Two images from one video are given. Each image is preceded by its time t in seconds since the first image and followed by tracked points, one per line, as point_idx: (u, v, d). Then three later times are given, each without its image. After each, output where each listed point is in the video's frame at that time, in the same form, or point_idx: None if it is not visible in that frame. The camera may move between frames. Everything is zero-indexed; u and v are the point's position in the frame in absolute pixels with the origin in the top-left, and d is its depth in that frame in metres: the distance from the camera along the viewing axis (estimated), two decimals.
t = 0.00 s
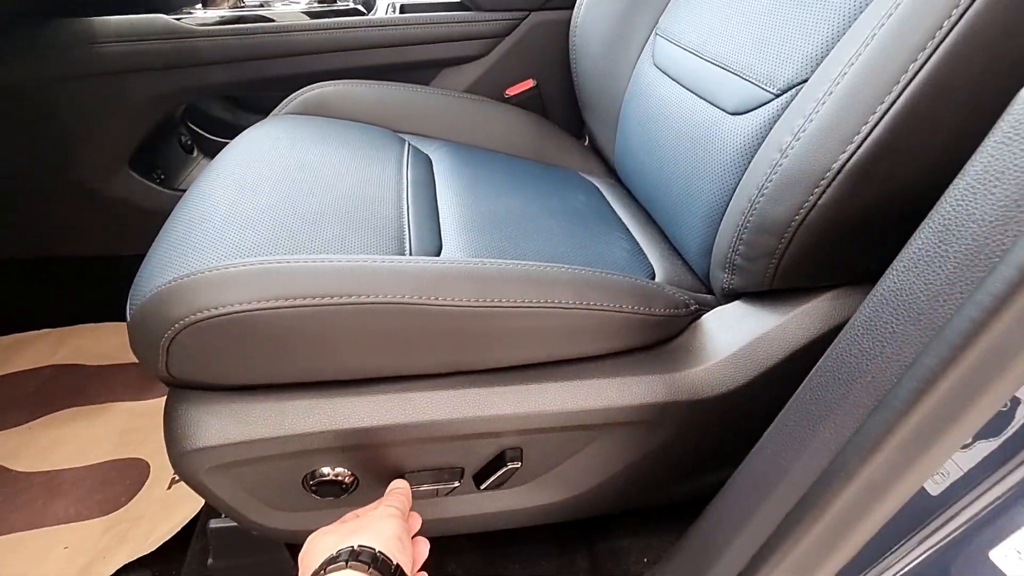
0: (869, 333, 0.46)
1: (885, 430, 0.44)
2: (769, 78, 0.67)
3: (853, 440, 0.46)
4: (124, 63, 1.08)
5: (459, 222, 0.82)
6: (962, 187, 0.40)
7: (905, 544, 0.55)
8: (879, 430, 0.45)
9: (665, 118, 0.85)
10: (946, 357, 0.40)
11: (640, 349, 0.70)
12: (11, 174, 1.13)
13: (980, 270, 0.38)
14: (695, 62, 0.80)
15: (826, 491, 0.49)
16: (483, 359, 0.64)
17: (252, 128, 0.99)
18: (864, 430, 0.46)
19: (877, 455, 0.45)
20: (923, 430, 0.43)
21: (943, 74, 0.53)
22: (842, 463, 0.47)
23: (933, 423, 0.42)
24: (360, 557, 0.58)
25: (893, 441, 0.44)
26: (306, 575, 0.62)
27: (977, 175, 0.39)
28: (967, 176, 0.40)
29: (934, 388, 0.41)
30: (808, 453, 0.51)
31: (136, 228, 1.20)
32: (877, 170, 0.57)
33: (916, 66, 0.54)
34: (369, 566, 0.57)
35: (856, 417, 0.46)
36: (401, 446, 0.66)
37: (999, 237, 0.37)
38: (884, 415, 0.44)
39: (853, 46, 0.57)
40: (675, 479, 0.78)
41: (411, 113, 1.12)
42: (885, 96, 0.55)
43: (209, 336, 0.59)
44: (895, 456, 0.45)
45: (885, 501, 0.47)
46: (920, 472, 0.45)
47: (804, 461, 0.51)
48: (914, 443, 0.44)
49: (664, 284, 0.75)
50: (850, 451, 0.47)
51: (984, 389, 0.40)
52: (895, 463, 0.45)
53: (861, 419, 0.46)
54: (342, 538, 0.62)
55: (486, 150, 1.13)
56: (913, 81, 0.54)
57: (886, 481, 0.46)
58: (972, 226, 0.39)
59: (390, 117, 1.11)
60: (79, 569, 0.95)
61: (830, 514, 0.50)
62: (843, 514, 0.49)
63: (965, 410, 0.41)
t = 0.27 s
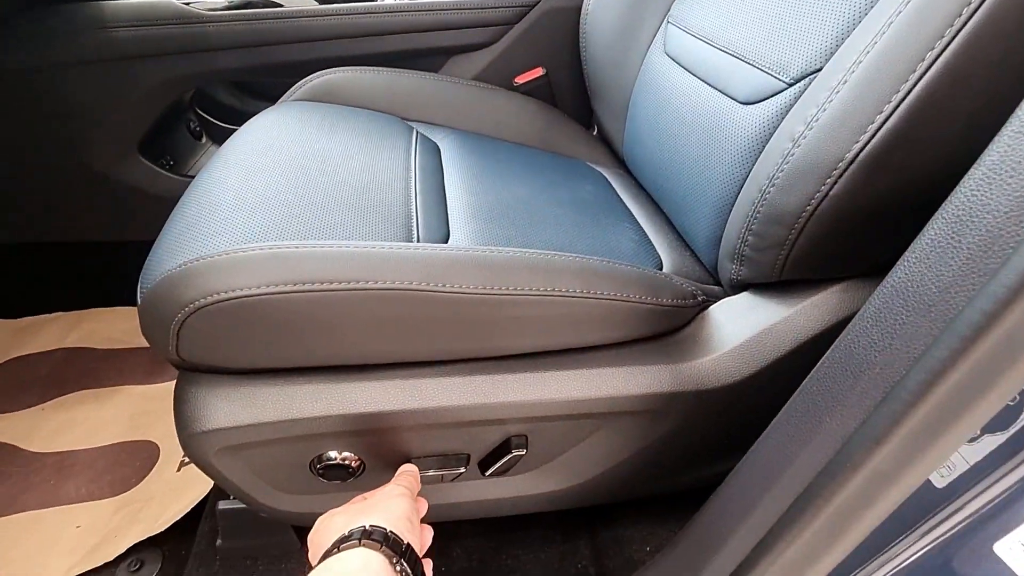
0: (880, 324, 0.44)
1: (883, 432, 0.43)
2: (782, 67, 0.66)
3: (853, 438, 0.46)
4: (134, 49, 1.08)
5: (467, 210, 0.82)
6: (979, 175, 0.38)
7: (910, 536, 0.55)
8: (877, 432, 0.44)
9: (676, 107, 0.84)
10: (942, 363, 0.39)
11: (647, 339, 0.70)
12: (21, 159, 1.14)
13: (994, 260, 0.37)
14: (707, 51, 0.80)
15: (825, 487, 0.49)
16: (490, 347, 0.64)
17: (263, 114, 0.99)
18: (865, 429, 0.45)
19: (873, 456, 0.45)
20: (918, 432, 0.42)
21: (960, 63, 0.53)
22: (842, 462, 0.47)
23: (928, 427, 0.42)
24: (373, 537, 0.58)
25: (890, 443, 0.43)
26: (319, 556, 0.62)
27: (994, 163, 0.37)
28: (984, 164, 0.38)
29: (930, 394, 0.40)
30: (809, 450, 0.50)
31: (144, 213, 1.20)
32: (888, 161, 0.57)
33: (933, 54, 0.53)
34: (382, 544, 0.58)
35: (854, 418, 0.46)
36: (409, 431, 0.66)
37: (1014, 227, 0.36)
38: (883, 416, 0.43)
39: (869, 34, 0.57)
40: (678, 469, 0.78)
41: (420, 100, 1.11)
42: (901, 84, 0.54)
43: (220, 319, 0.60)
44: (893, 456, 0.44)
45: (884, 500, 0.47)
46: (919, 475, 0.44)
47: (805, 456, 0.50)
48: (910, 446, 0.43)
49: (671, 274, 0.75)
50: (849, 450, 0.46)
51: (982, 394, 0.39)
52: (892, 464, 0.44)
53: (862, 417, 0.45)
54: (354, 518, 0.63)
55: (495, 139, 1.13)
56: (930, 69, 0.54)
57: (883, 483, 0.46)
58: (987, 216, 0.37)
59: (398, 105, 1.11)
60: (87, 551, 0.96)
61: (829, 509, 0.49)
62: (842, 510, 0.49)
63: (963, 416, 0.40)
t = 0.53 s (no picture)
0: (874, 321, 0.44)
1: (876, 430, 0.43)
2: (784, 64, 0.66)
3: (848, 436, 0.46)
4: (137, 47, 1.08)
5: (469, 208, 0.82)
6: (972, 172, 0.38)
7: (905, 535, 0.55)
8: (871, 429, 0.44)
9: (678, 106, 0.84)
10: (936, 360, 0.39)
11: (646, 337, 0.70)
12: (27, 157, 1.14)
13: (988, 257, 0.36)
14: (710, 49, 0.79)
15: (819, 485, 0.48)
16: (489, 345, 0.64)
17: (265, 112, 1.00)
18: (859, 426, 0.45)
19: (868, 454, 0.44)
20: (912, 430, 0.42)
21: (963, 58, 0.53)
22: (835, 460, 0.47)
23: (923, 425, 0.41)
24: (366, 529, 0.59)
25: (884, 441, 0.43)
26: (315, 548, 0.62)
27: (989, 158, 0.37)
28: (979, 161, 0.38)
29: (925, 389, 0.40)
30: (803, 447, 0.50)
31: (147, 211, 1.20)
32: (889, 160, 0.57)
33: (934, 50, 0.53)
34: (375, 537, 0.58)
35: (849, 416, 0.46)
36: (408, 429, 0.66)
37: (1008, 224, 0.35)
38: (878, 413, 0.43)
39: (869, 32, 0.57)
40: (675, 467, 0.78)
41: (423, 99, 1.11)
42: (901, 81, 0.54)
43: (220, 316, 0.60)
44: (887, 454, 0.44)
45: (878, 499, 0.47)
46: (913, 473, 0.44)
47: (799, 454, 0.50)
48: (905, 444, 0.43)
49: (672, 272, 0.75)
50: (843, 448, 0.46)
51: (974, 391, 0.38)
52: (887, 462, 0.44)
53: (857, 415, 0.45)
54: (351, 511, 0.63)
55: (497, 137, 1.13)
56: (931, 65, 0.53)
57: (878, 481, 0.46)
58: (981, 213, 0.37)
59: (400, 103, 1.11)
60: (93, 541, 0.97)
61: (822, 508, 0.49)
62: (835, 509, 0.49)
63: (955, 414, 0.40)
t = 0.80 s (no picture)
0: (873, 321, 0.43)
1: (875, 431, 0.42)
2: (791, 61, 0.66)
3: (846, 438, 0.45)
4: (138, 47, 1.08)
5: (474, 207, 0.82)
6: (971, 168, 0.37)
7: (904, 540, 0.53)
8: (869, 431, 0.43)
9: (684, 103, 0.84)
10: (935, 360, 0.38)
11: (652, 337, 0.69)
12: (29, 156, 1.15)
13: (989, 255, 0.35)
14: (716, 46, 0.79)
15: (817, 488, 0.48)
16: (494, 344, 0.64)
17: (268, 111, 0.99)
18: (858, 427, 0.44)
19: (866, 457, 0.44)
20: (910, 432, 0.41)
21: (974, 53, 0.52)
22: (833, 462, 0.46)
23: (922, 427, 0.41)
24: (374, 527, 0.59)
25: (882, 443, 0.42)
26: (325, 546, 0.62)
27: (989, 155, 0.36)
28: (978, 156, 0.36)
29: (924, 390, 0.39)
30: (801, 449, 0.49)
31: (150, 210, 1.20)
32: (895, 156, 0.56)
33: (945, 45, 0.53)
34: (384, 533, 0.58)
35: (848, 417, 0.45)
36: (407, 428, 0.66)
37: (1010, 220, 0.34)
38: (876, 414, 0.42)
39: (878, 27, 0.56)
40: (675, 468, 0.77)
41: (428, 98, 1.11)
42: (911, 77, 0.54)
43: (226, 314, 0.60)
44: (885, 456, 0.43)
45: (876, 502, 0.46)
46: (912, 476, 0.43)
47: (797, 456, 0.50)
48: (903, 446, 0.42)
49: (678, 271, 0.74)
50: (841, 450, 0.45)
51: (973, 393, 0.38)
52: (885, 465, 0.43)
53: (855, 416, 0.44)
54: (360, 508, 0.63)
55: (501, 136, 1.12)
56: (942, 59, 0.53)
57: (876, 485, 0.45)
58: (982, 210, 0.36)
59: (404, 102, 1.11)
60: (95, 539, 0.97)
61: (820, 510, 0.48)
62: (833, 512, 0.48)
63: (954, 416, 0.39)
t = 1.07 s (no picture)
0: (871, 319, 0.43)
1: (873, 431, 0.42)
2: (797, 61, 0.66)
3: (845, 438, 0.45)
4: (140, 48, 1.08)
5: (478, 207, 0.83)
6: (969, 167, 0.37)
7: (905, 540, 0.53)
8: (867, 431, 0.43)
9: (688, 104, 0.84)
10: (933, 360, 0.38)
11: (658, 337, 0.70)
12: (31, 157, 1.15)
13: (986, 255, 0.36)
14: (720, 47, 0.79)
15: (815, 488, 0.48)
16: (500, 344, 0.64)
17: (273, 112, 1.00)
18: (856, 427, 0.44)
19: (863, 457, 0.44)
20: (908, 432, 0.41)
21: (980, 54, 0.52)
22: (832, 462, 0.46)
23: (920, 427, 0.41)
24: (384, 525, 0.60)
25: (880, 443, 0.42)
26: (334, 545, 0.63)
27: (986, 155, 0.36)
28: (974, 156, 0.37)
29: (921, 390, 0.39)
30: (800, 449, 0.49)
31: (152, 211, 1.21)
32: (899, 158, 0.56)
33: (951, 45, 0.53)
34: (393, 533, 0.59)
35: (847, 416, 0.45)
36: (408, 428, 0.66)
37: (1007, 220, 0.35)
38: (874, 414, 0.42)
39: (884, 27, 0.56)
40: (675, 469, 0.77)
41: (433, 99, 1.11)
42: (917, 77, 0.54)
43: (234, 314, 0.60)
44: (883, 457, 0.43)
45: (873, 503, 0.46)
46: (909, 476, 0.43)
47: (796, 456, 0.50)
48: (901, 447, 0.42)
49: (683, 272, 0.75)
50: (840, 450, 0.45)
51: (971, 394, 0.38)
52: (883, 465, 0.43)
53: (854, 416, 0.44)
54: (368, 507, 0.64)
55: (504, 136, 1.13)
56: (948, 60, 0.53)
57: (874, 485, 0.45)
58: (979, 209, 0.36)
59: (407, 103, 1.11)
60: (96, 538, 0.97)
61: (817, 511, 0.48)
62: (831, 513, 0.48)
63: (952, 416, 0.39)
